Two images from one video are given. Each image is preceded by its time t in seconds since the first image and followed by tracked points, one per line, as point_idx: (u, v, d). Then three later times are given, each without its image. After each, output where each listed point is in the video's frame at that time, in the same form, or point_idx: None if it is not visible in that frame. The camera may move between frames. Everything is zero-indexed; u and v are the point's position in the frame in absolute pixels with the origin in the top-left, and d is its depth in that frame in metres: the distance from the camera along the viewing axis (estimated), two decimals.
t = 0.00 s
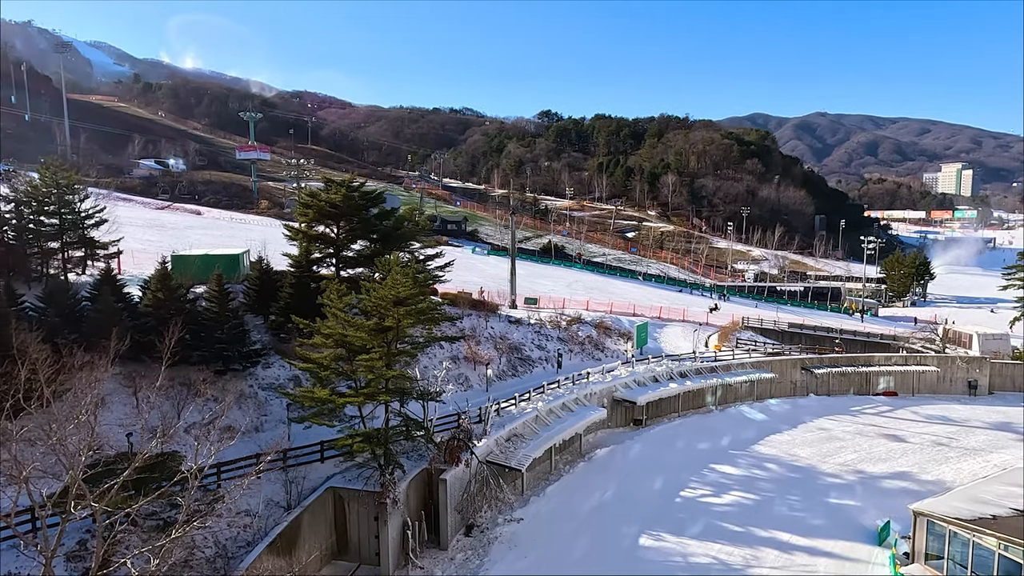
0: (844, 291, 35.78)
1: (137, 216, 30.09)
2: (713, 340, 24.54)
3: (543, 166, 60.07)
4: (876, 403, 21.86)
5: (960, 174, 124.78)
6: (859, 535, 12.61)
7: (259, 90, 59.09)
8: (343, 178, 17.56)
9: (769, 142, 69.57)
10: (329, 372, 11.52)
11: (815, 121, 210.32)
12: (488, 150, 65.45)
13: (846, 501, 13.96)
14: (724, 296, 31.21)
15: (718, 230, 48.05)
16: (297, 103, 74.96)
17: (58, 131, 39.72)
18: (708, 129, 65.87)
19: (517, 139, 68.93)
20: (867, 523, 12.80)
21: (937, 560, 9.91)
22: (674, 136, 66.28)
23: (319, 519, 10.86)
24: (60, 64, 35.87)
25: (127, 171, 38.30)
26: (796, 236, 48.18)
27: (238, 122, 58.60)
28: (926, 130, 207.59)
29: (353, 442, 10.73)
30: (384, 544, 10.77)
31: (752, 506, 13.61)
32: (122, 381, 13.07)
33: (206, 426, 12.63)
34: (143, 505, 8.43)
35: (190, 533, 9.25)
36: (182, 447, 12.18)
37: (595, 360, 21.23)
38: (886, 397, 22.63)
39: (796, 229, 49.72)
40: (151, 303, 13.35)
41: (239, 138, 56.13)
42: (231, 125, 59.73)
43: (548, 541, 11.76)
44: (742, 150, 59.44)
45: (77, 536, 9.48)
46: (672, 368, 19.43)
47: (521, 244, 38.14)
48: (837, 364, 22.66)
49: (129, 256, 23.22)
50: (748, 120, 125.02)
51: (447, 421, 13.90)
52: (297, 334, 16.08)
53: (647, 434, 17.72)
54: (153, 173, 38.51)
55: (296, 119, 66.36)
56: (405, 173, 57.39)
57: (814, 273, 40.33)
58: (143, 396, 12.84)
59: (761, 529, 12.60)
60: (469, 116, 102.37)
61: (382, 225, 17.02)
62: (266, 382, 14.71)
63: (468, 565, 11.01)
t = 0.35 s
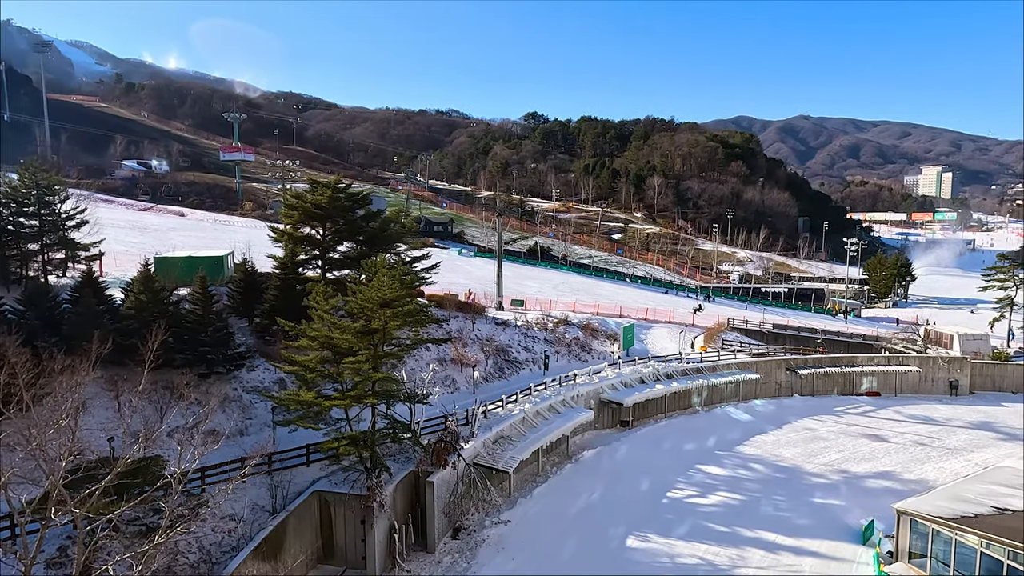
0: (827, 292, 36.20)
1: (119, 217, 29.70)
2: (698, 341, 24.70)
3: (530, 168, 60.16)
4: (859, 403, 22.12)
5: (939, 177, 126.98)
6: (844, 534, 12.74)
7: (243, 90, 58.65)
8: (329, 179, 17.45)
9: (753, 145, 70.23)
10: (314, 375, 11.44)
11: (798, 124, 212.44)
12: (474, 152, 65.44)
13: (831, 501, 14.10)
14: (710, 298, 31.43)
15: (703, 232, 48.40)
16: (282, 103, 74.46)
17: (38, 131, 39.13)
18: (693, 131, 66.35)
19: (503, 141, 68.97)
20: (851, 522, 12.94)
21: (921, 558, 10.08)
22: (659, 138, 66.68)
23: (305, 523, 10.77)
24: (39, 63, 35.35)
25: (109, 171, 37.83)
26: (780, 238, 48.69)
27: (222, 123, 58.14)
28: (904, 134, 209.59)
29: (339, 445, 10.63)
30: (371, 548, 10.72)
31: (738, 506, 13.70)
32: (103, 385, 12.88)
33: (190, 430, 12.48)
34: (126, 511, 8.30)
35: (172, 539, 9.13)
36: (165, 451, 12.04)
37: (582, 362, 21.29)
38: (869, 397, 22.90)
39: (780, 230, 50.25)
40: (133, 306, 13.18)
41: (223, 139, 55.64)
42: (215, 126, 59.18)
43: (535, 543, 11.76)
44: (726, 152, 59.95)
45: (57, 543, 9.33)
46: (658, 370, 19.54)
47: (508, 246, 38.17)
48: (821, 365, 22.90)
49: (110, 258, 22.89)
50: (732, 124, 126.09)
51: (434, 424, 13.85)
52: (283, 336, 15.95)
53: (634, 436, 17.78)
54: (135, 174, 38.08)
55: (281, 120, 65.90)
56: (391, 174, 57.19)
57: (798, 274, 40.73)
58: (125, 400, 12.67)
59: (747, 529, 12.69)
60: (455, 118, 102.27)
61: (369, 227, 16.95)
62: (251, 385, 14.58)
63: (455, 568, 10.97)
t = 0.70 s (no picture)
0: (811, 293, 36.60)
1: (100, 219, 29.29)
2: (685, 342, 24.85)
3: (516, 169, 60.22)
4: (843, 402, 22.38)
5: (920, 178, 129.01)
6: (828, 532, 12.86)
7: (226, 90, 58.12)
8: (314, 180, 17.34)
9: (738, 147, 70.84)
10: (300, 377, 11.36)
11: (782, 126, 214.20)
12: (460, 154, 65.47)
13: (815, 500, 14.23)
14: (695, 298, 31.65)
15: (689, 233, 48.74)
16: (267, 103, 73.91)
17: (17, 131, 38.54)
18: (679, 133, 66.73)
19: (489, 142, 69.01)
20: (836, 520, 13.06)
21: (904, 556, 10.24)
22: (645, 139, 67.06)
23: (291, 526, 10.67)
24: (19, 62, 34.84)
25: (91, 172, 37.35)
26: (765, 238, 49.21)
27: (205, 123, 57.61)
28: (887, 136, 209.37)
29: (325, 448, 10.55)
30: (358, 551, 10.66)
31: (725, 506, 13.79)
32: (85, 389, 12.71)
33: (173, 434, 12.34)
34: (109, 516, 8.17)
35: (156, 544, 9.02)
36: (148, 455, 11.89)
37: (569, 363, 21.34)
38: (853, 396, 23.11)
39: (765, 231, 50.77)
40: (115, 309, 12.98)
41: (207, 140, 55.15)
42: (199, 127, 58.63)
43: (521, 544, 11.75)
44: (712, 154, 60.45)
45: (38, 549, 9.18)
46: (645, 370, 19.64)
47: (494, 247, 38.16)
48: (806, 364, 23.11)
49: (92, 260, 22.57)
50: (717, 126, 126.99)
51: (421, 425, 13.81)
52: (268, 339, 15.85)
53: (621, 436, 17.84)
54: (117, 175, 37.68)
55: (266, 120, 65.42)
56: (377, 175, 56.95)
57: (783, 275, 41.15)
58: (107, 403, 12.49)
59: (734, 528, 12.77)
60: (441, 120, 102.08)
61: (355, 228, 16.87)
62: (235, 388, 14.43)
63: (442, 570, 10.95)
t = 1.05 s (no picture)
0: (795, 293, 37.00)
1: (81, 220, 28.87)
2: (671, 342, 25.00)
3: (502, 171, 60.28)
4: (827, 401, 22.63)
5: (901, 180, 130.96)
6: (812, 530, 12.99)
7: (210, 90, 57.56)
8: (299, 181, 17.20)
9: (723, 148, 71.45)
10: (285, 379, 11.27)
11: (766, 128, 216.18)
12: (447, 155, 65.40)
13: (800, 498, 14.37)
14: (681, 299, 31.86)
15: (675, 234, 49.08)
16: (251, 103, 73.32)
17: None
18: (664, 135, 67.14)
19: (475, 143, 69.02)
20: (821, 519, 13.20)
21: (888, 553, 10.38)
22: (632, 141, 67.39)
23: (276, 530, 10.58)
24: None
25: (71, 172, 36.83)
26: (750, 240, 49.69)
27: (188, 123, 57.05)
28: (870, 138, 209.67)
29: (310, 451, 10.45)
30: (344, 554, 10.60)
31: (711, 505, 13.88)
32: (66, 392, 12.52)
33: (156, 437, 12.19)
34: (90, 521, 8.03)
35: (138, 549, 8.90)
36: (130, 459, 11.73)
37: (556, 364, 21.39)
38: (837, 396, 23.28)
39: (749, 232, 51.25)
40: (96, 311, 12.76)
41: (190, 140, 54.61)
42: (182, 127, 58.05)
43: (508, 545, 11.74)
44: (697, 155, 60.88)
45: (18, 555, 9.03)
46: (632, 370, 19.74)
47: (481, 248, 38.16)
48: (790, 364, 23.30)
49: (72, 261, 22.27)
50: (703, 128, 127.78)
51: (408, 427, 13.77)
52: (253, 340, 15.71)
53: (607, 437, 17.90)
54: (98, 175, 37.20)
55: (250, 120, 64.90)
56: (362, 176, 56.72)
57: (767, 276, 41.56)
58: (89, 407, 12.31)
59: (720, 527, 12.86)
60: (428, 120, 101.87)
61: (340, 229, 16.78)
62: (219, 391, 14.29)
63: (430, 573, 10.92)
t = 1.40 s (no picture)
0: (780, 293, 37.35)
1: (61, 221, 28.46)
2: (657, 343, 25.13)
3: (489, 172, 60.27)
4: (812, 400, 22.88)
5: (883, 182, 132.79)
6: (798, 529, 13.10)
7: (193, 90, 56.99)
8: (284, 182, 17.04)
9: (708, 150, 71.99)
10: (271, 382, 11.16)
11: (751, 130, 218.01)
12: (433, 157, 65.26)
13: (785, 497, 14.50)
14: (667, 300, 32.04)
15: (661, 235, 49.38)
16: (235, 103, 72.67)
17: None
18: (651, 136, 67.50)
19: (462, 145, 68.97)
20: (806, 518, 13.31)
21: (871, 551, 10.43)
22: (618, 142, 67.65)
23: (262, 534, 10.48)
24: None
25: (51, 173, 36.30)
26: (735, 240, 50.11)
27: (172, 123, 56.45)
28: (853, 140, 209.53)
29: (296, 453, 10.37)
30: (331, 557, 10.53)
31: (697, 505, 13.94)
32: (46, 397, 12.31)
33: (139, 441, 12.03)
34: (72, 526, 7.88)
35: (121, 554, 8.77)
36: (112, 464, 11.56)
37: (543, 365, 21.40)
38: (822, 395, 23.57)
39: (734, 233, 51.71)
40: (77, 314, 12.53)
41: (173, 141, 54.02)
42: (165, 127, 57.43)
43: (496, 546, 11.72)
44: (683, 156, 61.26)
45: None
46: (619, 371, 19.82)
47: (468, 249, 38.12)
48: (776, 364, 23.51)
49: (53, 263, 21.96)
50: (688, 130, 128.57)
51: (395, 429, 13.69)
52: (238, 343, 15.56)
53: (595, 437, 17.93)
54: (79, 177, 36.72)
55: (235, 120, 64.35)
56: (348, 178, 56.44)
57: (752, 276, 41.91)
58: (70, 411, 12.11)
59: (706, 527, 12.92)
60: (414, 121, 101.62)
61: (326, 230, 16.68)
62: (204, 394, 14.15)
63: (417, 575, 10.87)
